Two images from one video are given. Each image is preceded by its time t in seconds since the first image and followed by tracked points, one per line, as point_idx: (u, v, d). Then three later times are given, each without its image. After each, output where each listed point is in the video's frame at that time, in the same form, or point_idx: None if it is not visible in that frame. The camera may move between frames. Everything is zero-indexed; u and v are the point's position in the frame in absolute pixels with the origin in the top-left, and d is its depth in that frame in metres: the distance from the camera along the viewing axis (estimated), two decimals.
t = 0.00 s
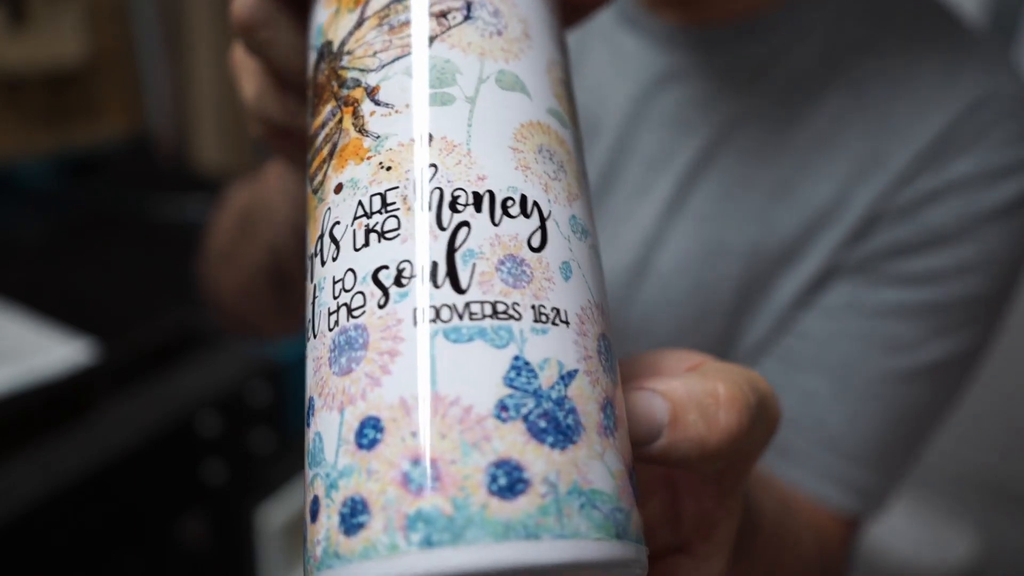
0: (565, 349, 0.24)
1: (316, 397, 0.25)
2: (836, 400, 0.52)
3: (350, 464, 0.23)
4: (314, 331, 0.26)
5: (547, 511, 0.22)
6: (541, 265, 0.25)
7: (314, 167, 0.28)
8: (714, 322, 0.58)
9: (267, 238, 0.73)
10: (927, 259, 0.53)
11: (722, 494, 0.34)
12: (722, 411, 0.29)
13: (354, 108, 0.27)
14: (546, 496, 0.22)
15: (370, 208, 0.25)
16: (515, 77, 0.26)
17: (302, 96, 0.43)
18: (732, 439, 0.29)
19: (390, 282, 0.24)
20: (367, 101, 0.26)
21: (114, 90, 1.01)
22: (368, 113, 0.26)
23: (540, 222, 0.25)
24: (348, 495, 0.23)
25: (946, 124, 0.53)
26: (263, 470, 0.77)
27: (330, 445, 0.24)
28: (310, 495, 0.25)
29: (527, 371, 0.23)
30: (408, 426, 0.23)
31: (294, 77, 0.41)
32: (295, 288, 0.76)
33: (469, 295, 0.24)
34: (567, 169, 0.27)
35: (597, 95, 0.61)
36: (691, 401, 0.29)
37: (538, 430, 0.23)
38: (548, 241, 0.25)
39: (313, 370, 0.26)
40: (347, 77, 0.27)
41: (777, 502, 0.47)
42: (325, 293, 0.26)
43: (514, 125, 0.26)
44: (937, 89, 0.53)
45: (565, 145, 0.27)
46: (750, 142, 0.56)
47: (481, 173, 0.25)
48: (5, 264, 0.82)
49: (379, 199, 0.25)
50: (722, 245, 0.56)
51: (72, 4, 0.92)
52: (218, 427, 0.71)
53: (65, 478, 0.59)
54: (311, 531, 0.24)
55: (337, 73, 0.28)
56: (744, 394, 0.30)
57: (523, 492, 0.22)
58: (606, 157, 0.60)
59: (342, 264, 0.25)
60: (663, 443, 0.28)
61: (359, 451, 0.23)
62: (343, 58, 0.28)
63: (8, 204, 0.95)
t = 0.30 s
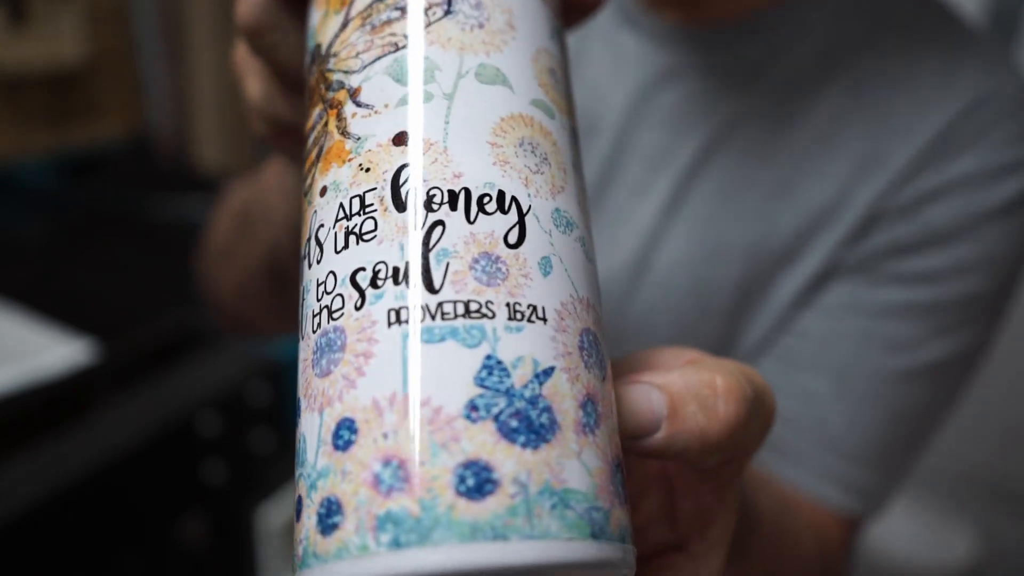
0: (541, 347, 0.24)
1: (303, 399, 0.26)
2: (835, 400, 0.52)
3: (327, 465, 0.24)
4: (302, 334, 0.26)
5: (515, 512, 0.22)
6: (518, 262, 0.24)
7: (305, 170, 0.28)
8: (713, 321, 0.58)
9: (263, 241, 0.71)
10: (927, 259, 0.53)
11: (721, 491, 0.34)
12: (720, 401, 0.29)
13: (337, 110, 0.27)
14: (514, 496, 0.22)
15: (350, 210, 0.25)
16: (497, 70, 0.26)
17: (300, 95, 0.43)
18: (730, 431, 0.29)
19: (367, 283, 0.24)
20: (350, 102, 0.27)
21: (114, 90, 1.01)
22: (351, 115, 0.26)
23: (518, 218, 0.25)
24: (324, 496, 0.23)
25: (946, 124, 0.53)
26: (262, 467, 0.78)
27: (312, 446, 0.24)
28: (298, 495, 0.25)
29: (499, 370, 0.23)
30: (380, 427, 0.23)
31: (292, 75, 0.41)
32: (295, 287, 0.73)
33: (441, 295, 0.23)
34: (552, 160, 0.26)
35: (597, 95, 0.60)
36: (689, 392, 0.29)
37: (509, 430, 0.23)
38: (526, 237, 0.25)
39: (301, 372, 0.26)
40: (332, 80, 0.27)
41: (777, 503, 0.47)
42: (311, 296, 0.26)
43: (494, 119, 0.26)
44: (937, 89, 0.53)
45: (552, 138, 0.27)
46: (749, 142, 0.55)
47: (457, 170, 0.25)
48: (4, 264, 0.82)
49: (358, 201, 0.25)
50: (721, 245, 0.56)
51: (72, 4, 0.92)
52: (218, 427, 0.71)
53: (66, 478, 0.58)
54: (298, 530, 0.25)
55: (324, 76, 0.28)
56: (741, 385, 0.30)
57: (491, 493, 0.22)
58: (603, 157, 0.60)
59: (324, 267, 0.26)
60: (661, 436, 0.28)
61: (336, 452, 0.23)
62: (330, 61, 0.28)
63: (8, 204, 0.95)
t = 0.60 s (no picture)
0: (536, 348, 0.24)
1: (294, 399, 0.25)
2: (835, 401, 0.52)
3: (318, 465, 0.23)
4: (294, 333, 0.26)
5: (511, 512, 0.22)
6: (513, 263, 0.24)
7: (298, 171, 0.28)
8: (712, 322, 0.58)
9: (264, 241, 0.69)
10: (927, 259, 0.53)
11: (713, 491, 0.34)
12: (712, 404, 0.29)
13: (331, 110, 0.27)
14: (510, 497, 0.22)
15: (344, 210, 0.25)
16: (492, 71, 0.26)
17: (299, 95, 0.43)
18: (722, 435, 0.29)
19: (360, 283, 0.24)
20: (345, 103, 0.26)
21: (113, 90, 1.01)
22: (345, 114, 0.26)
23: (513, 219, 0.25)
24: (317, 496, 0.23)
25: (944, 124, 0.52)
26: (263, 467, 0.77)
27: (303, 446, 0.24)
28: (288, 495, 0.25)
29: (494, 371, 0.23)
30: (374, 427, 0.23)
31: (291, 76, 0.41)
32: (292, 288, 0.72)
33: (436, 295, 0.23)
34: (547, 163, 0.26)
35: (597, 95, 0.60)
36: (681, 395, 0.29)
37: (504, 430, 0.23)
38: (520, 239, 0.25)
39: (292, 371, 0.26)
40: (326, 79, 0.27)
41: (775, 502, 0.47)
42: (304, 296, 0.26)
43: (487, 120, 0.25)
44: (937, 89, 0.53)
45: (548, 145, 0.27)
46: (748, 141, 0.55)
47: (452, 171, 0.25)
48: (3, 265, 0.81)
49: (352, 200, 0.25)
50: (720, 245, 0.56)
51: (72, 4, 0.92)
52: (217, 427, 0.71)
53: (65, 479, 0.58)
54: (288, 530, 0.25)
55: (318, 76, 0.28)
56: (733, 388, 0.30)
57: (486, 494, 0.22)
58: (602, 157, 0.60)
59: (317, 267, 0.25)
60: (653, 439, 0.28)
61: (328, 452, 0.23)
62: (324, 60, 0.28)
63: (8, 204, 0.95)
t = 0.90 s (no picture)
0: (577, 336, 0.24)
1: (312, 361, 0.24)
2: (834, 400, 0.52)
3: (361, 429, 0.23)
4: (310, 294, 0.25)
5: (569, 489, 0.22)
6: (555, 252, 0.25)
7: (309, 130, 0.27)
8: (711, 322, 0.58)
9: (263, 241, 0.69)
10: (926, 259, 0.53)
11: (706, 488, 0.34)
12: (697, 403, 0.28)
13: (365, 72, 0.26)
14: (568, 474, 0.22)
15: (385, 173, 0.24)
16: (527, 68, 0.27)
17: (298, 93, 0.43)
18: (705, 435, 0.28)
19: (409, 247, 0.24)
20: (382, 68, 0.26)
21: (114, 90, 1.01)
22: (384, 78, 0.25)
23: (553, 210, 0.25)
24: (359, 462, 0.22)
25: (943, 123, 0.52)
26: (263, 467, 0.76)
27: (334, 410, 0.23)
28: (300, 462, 0.24)
29: (548, 351, 0.23)
30: (431, 392, 0.22)
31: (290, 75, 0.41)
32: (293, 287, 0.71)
33: (491, 270, 0.23)
34: (569, 164, 0.27)
35: (595, 94, 0.60)
36: (666, 394, 0.28)
37: (558, 410, 0.23)
38: (560, 230, 0.25)
39: (307, 333, 0.25)
40: (356, 44, 0.26)
41: (774, 502, 0.47)
42: (327, 255, 0.25)
43: (526, 114, 0.26)
44: (936, 89, 0.53)
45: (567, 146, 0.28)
46: (748, 140, 0.55)
47: (499, 153, 0.25)
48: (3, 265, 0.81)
49: (395, 164, 0.24)
50: (719, 245, 0.56)
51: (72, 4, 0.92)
52: (218, 427, 0.71)
53: (66, 479, 0.58)
54: (302, 499, 0.23)
55: (343, 38, 0.27)
56: (719, 388, 0.29)
57: (548, 469, 0.22)
58: (601, 156, 0.60)
59: (348, 228, 0.24)
60: (638, 436, 0.27)
61: (374, 416, 0.22)
62: (353, 23, 0.27)
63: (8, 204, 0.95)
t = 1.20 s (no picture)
0: (597, 337, 0.24)
1: (339, 338, 0.22)
2: (833, 400, 0.52)
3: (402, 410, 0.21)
4: (335, 269, 0.23)
5: (605, 483, 0.21)
6: (579, 256, 0.25)
7: (329, 106, 0.26)
8: (711, 322, 0.58)
9: (259, 244, 0.68)
10: (925, 259, 0.53)
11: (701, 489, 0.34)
12: (687, 407, 0.28)
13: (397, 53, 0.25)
14: (604, 469, 0.22)
15: (422, 156, 0.23)
16: (546, 78, 0.27)
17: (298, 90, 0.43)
18: (697, 440, 0.28)
19: (450, 232, 0.22)
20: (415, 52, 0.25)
21: (113, 90, 1.01)
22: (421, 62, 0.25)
23: (573, 216, 0.25)
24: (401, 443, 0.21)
25: (942, 124, 0.52)
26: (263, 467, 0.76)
27: (369, 389, 0.21)
28: (325, 442, 0.21)
29: (580, 348, 0.23)
30: (477, 377, 0.21)
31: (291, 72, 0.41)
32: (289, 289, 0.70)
33: (530, 264, 0.23)
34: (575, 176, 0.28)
35: (590, 94, 0.61)
36: (657, 397, 0.28)
37: (591, 407, 0.22)
38: (580, 237, 0.25)
39: (332, 310, 0.23)
40: (384, 26, 0.26)
41: (773, 502, 0.47)
42: (356, 232, 0.23)
43: (549, 122, 0.26)
44: (935, 89, 0.53)
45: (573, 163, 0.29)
46: (748, 140, 0.55)
47: (531, 153, 0.25)
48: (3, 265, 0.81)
49: (432, 149, 0.24)
50: (718, 245, 0.56)
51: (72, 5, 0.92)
52: (218, 427, 0.71)
53: (66, 479, 0.58)
54: (329, 481, 0.21)
55: (370, 18, 0.26)
56: (711, 392, 0.29)
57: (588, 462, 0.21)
58: (600, 157, 0.60)
59: (382, 207, 0.23)
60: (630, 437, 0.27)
61: (417, 397, 0.21)
62: (381, 6, 0.26)
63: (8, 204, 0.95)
